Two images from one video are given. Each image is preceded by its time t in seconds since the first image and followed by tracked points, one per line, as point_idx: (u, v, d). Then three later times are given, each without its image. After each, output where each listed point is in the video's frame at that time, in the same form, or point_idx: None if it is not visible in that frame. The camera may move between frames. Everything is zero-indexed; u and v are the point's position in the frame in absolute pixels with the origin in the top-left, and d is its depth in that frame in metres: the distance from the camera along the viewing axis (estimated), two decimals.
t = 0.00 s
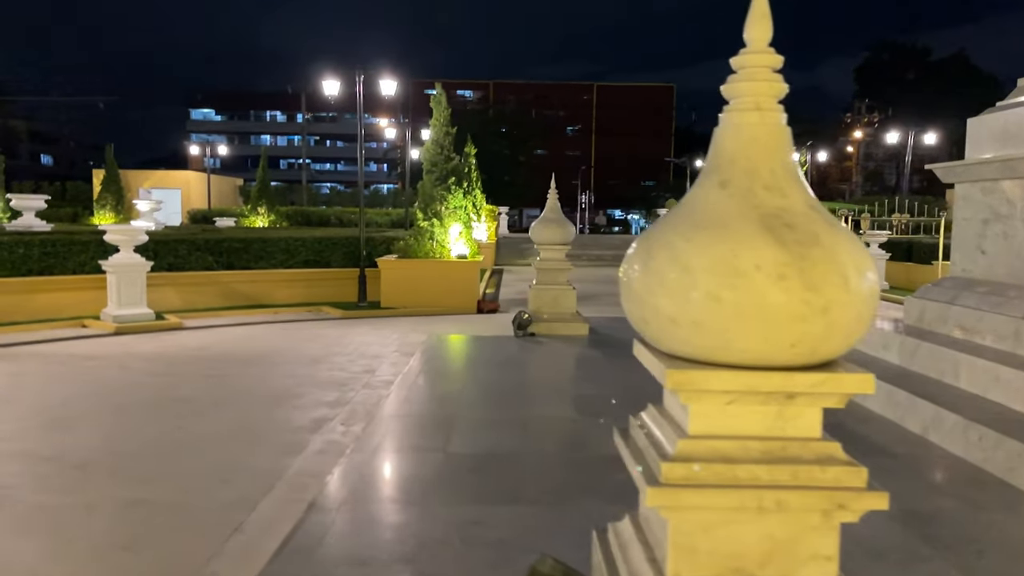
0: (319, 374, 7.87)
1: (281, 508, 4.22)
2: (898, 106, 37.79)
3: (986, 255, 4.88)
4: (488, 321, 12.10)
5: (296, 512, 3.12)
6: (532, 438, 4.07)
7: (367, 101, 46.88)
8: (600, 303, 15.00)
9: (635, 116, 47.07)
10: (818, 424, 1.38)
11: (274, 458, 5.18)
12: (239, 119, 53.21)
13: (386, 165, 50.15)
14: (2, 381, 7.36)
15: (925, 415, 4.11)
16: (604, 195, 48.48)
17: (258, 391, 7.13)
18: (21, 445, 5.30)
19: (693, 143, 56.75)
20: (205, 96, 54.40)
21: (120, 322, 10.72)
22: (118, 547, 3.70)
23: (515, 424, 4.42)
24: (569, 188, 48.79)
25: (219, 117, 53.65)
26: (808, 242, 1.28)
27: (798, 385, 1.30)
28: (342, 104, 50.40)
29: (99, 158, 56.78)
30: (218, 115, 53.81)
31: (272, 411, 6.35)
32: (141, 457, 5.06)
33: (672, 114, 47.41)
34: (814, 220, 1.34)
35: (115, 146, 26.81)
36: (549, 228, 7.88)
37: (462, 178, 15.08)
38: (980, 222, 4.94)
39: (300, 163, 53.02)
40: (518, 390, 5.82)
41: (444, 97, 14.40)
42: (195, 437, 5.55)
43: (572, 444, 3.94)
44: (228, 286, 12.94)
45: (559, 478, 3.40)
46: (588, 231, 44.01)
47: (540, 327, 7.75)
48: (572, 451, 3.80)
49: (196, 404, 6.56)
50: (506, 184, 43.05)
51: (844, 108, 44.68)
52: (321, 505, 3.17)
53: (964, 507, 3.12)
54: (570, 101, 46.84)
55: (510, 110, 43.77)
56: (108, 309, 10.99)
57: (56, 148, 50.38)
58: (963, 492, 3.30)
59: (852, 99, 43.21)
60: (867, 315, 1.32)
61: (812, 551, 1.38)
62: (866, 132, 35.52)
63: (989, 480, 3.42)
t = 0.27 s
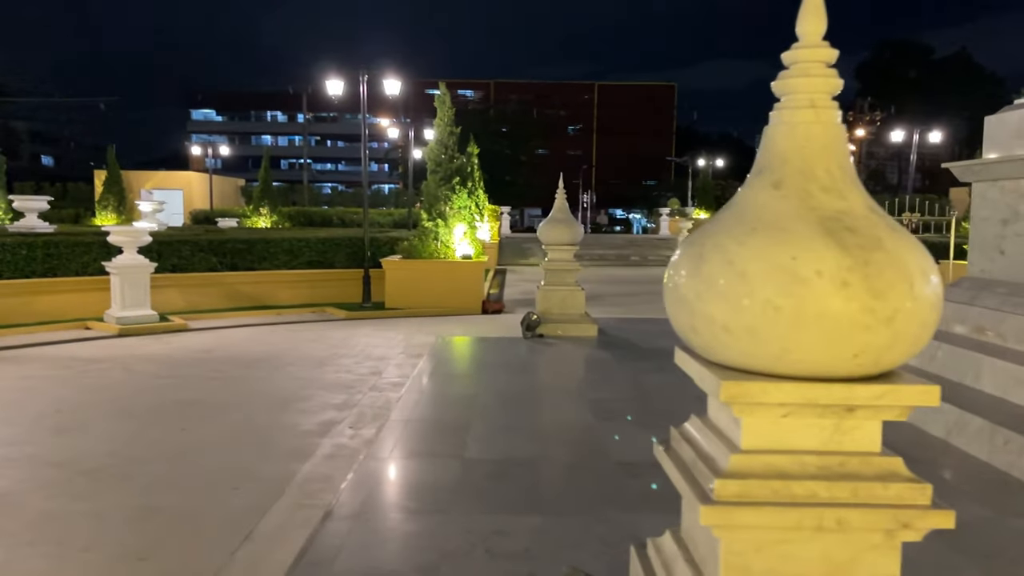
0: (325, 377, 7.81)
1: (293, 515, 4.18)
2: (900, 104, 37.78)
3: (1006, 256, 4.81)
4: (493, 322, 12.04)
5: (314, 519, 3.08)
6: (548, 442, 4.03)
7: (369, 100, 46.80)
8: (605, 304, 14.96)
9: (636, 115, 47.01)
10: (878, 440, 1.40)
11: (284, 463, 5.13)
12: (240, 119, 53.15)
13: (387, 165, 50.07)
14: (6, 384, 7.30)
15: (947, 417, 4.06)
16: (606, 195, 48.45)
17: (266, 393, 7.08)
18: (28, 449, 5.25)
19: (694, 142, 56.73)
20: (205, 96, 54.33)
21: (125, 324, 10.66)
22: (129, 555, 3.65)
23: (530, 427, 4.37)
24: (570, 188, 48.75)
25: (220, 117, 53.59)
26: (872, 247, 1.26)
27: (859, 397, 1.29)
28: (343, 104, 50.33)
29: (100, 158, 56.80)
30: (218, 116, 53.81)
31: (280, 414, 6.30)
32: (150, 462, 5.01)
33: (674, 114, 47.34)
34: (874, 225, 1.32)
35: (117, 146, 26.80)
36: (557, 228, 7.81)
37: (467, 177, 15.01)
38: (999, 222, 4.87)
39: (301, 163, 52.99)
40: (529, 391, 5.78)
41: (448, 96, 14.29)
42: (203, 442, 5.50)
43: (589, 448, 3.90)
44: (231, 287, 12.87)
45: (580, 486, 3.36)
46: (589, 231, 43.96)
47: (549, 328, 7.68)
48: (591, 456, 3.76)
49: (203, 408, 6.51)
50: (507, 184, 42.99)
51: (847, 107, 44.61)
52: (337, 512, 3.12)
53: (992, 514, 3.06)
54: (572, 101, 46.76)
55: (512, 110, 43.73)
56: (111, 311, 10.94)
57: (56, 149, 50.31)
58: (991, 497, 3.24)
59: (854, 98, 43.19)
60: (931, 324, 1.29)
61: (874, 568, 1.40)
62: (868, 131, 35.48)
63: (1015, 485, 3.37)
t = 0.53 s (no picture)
0: (330, 379, 7.75)
1: (302, 524, 4.12)
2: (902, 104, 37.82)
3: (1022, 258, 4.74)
4: (497, 323, 11.99)
5: (326, 530, 3.01)
6: (559, 447, 3.95)
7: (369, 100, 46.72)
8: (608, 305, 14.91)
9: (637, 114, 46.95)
10: (933, 460, 1.44)
11: (291, 467, 5.08)
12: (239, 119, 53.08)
13: (387, 165, 49.98)
14: (9, 387, 7.24)
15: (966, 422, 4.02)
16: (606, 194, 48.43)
17: (271, 396, 7.03)
18: (34, 454, 5.19)
19: (694, 142, 56.69)
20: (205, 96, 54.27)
21: (127, 326, 10.60)
22: (135, 563, 3.59)
23: (540, 431, 4.30)
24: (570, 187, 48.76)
25: (220, 117, 53.53)
26: (934, 260, 1.32)
27: (920, 416, 1.34)
28: (343, 104, 50.26)
29: (99, 159, 56.82)
30: (218, 116, 53.78)
31: (286, 418, 6.25)
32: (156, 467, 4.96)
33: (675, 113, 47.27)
34: (934, 234, 1.39)
35: (118, 146, 26.75)
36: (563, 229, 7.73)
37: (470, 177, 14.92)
38: (1015, 224, 4.80)
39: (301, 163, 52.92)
40: (536, 392, 5.69)
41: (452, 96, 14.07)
42: (209, 446, 5.44)
43: (603, 453, 3.82)
44: (234, 288, 12.81)
45: (595, 493, 3.27)
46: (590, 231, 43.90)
47: (555, 330, 7.62)
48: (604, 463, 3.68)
49: (208, 411, 6.45)
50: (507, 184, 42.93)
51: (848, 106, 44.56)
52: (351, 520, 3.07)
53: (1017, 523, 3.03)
54: (572, 100, 46.68)
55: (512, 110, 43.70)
56: (113, 312, 10.87)
57: (56, 150, 50.24)
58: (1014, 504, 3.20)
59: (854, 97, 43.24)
60: (994, 334, 1.34)
61: None
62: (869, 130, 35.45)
63: None
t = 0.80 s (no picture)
0: (334, 382, 7.69)
1: (308, 531, 4.06)
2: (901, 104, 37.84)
3: None
4: (499, 324, 11.92)
5: (337, 539, 2.95)
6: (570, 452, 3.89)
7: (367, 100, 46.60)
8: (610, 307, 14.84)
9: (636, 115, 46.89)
10: (987, 473, 1.49)
11: (297, 472, 5.01)
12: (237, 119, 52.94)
13: (385, 166, 49.85)
14: (9, 391, 7.17)
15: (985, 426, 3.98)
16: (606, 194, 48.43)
17: (274, 399, 6.97)
18: (36, 460, 5.12)
19: (693, 142, 56.66)
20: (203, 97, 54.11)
21: (128, 328, 10.53)
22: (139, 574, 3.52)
23: (550, 436, 4.23)
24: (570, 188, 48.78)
25: (218, 117, 53.37)
26: (995, 266, 1.35)
27: (980, 433, 1.39)
28: (341, 104, 50.15)
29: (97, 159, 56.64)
30: (217, 116, 53.70)
31: (291, 421, 6.20)
32: (161, 472, 4.90)
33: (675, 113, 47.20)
34: (990, 238, 1.43)
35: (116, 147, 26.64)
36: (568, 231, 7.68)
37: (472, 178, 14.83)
38: None
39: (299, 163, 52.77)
40: (541, 395, 5.62)
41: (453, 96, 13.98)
42: (213, 451, 5.38)
43: (615, 459, 3.76)
44: (234, 290, 12.75)
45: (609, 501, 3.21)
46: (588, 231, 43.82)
47: (560, 332, 7.55)
48: (617, 470, 3.63)
49: (211, 415, 6.40)
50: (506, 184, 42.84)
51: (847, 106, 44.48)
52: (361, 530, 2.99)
53: None
54: (571, 100, 46.60)
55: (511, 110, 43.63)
56: (114, 314, 10.80)
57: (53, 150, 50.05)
58: None
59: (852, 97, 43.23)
60: None
61: None
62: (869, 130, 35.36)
63: None
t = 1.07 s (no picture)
0: (337, 384, 7.64)
1: (315, 537, 4.00)
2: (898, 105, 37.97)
3: None
4: (501, 325, 11.89)
5: (348, 548, 2.89)
6: (581, 455, 3.82)
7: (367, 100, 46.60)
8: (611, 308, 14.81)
9: (635, 115, 46.93)
10: None
11: (302, 476, 4.95)
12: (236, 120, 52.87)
13: (383, 166, 49.80)
14: (10, 393, 7.10)
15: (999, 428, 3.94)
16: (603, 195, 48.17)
17: (277, 401, 6.91)
18: (39, 463, 5.06)
19: (691, 143, 56.69)
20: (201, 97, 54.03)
21: (127, 330, 10.46)
22: None
23: (560, 438, 4.15)
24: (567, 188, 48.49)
25: (216, 118, 53.30)
26: None
27: None
28: (339, 105, 50.10)
29: (94, 160, 56.53)
30: (214, 117, 53.66)
31: (294, 424, 6.14)
32: (164, 476, 4.84)
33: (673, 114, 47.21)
34: None
35: (114, 147, 26.57)
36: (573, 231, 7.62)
37: (473, 177, 14.72)
38: None
39: (297, 163, 52.75)
40: (547, 396, 5.55)
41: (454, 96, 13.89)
42: (217, 455, 5.32)
43: (628, 462, 3.70)
44: (234, 291, 12.68)
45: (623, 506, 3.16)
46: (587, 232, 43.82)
47: (565, 333, 7.50)
48: (630, 473, 3.57)
49: (212, 417, 6.33)
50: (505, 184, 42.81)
51: (846, 106, 44.52)
52: (371, 539, 2.92)
53: None
54: (569, 100, 46.59)
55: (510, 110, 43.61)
56: (113, 316, 10.73)
57: (50, 151, 49.95)
58: None
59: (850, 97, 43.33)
60: None
61: None
62: (868, 130, 35.42)
63: None
